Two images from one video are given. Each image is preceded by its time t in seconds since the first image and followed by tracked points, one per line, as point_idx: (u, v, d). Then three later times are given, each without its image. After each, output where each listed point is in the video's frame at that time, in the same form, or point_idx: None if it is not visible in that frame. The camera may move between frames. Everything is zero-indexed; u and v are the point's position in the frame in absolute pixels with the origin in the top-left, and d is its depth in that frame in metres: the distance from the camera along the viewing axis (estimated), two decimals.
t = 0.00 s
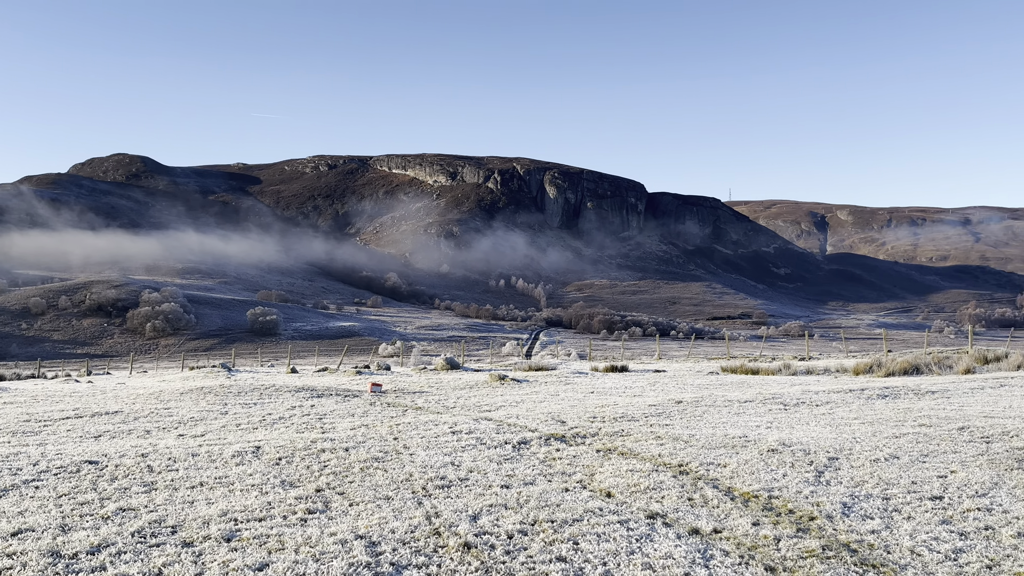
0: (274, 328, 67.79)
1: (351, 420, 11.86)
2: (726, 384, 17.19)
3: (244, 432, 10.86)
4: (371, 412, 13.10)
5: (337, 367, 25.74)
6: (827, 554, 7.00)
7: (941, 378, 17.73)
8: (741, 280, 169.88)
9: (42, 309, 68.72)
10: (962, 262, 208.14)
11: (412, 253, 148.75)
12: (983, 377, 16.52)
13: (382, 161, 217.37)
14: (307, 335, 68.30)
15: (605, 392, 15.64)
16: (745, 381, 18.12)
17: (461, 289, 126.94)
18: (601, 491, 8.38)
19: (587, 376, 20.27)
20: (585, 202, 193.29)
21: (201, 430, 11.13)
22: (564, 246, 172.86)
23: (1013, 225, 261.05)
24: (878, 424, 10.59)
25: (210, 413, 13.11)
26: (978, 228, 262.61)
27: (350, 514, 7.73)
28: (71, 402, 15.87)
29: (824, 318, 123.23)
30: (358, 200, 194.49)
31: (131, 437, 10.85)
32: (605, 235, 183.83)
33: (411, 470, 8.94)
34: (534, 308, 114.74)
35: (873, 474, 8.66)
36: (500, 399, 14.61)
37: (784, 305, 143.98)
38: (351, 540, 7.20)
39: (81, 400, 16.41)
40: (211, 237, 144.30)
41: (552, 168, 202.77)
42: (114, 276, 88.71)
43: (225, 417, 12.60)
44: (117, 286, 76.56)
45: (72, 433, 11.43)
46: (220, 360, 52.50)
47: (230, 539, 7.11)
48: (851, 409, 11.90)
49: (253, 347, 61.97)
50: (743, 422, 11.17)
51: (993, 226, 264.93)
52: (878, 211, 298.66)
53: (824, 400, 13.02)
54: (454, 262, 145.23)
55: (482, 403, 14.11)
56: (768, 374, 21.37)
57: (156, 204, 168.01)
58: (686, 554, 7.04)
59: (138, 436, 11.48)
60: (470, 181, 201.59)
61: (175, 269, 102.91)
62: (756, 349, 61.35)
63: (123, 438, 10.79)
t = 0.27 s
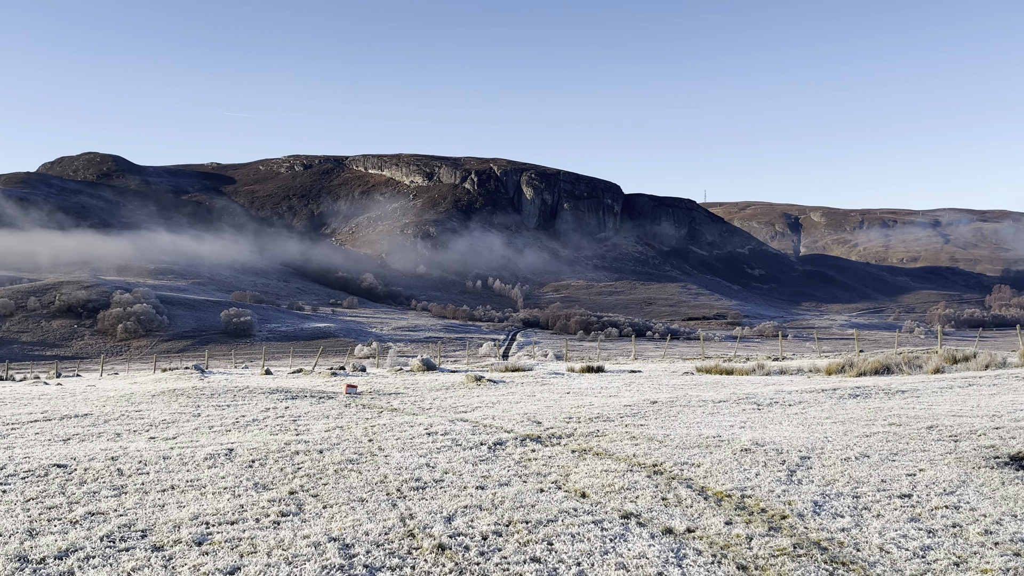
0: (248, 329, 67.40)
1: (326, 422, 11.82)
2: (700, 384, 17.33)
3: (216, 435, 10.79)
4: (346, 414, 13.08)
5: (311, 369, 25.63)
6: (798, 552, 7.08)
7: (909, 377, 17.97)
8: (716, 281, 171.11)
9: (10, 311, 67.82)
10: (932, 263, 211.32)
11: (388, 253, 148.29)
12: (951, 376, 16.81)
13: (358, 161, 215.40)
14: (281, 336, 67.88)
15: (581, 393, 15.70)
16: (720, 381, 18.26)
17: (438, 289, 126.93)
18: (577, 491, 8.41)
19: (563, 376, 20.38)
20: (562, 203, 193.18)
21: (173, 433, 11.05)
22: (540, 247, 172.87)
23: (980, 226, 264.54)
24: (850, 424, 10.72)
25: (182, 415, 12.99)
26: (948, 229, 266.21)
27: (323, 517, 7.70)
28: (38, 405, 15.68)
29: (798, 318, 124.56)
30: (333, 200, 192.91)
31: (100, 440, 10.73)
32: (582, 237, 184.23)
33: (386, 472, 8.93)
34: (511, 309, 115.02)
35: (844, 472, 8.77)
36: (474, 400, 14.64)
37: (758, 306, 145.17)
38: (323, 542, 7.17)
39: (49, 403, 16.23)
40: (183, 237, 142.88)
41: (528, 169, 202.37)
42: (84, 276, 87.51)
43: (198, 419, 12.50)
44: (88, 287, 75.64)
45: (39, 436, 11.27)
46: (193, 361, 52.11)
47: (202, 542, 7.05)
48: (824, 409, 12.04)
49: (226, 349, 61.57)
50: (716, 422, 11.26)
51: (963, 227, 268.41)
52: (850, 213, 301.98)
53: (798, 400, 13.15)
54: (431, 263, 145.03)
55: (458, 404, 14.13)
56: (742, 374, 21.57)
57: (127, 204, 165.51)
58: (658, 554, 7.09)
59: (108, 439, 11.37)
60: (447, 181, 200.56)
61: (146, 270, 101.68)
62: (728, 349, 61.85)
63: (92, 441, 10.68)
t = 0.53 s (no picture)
0: (221, 330, 66.85)
1: (299, 423, 11.75)
2: (674, 384, 17.44)
3: (188, 437, 10.70)
4: (320, 415, 13.03)
5: (285, 370, 25.55)
6: (770, 551, 7.16)
7: (877, 376, 18.22)
8: (691, 281, 172.01)
9: None
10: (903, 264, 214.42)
11: (364, 253, 147.59)
12: (917, 376, 17.08)
13: (333, 161, 212.28)
14: (254, 337, 67.41)
15: (556, 392, 15.79)
16: (693, 381, 18.38)
17: (413, 289, 126.73)
18: (550, 492, 8.45)
19: (539, 377, 20.47)
20: (538, 204, 192.95)
21: (143, 435, 10.93)
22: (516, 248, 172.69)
23: (948, 228, 268.27)
24: (821, 423, 10.88)
25: (153, 417, 12.85)
26: (917, 231, 269.86)
27: (296, 518, 7.68)
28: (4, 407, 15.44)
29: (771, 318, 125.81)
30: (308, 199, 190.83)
31: (69, 442, 10.59)
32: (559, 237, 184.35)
33: (360, 473, 8.90)
34: (488, 309, 115.11)
35: (814, 471, 8.88)
36: (449, 401, 14.65)
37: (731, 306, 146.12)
38: (296, 544, 7.13)
39: (15, 405, 16.01)
40: (155, 237, 141.05)
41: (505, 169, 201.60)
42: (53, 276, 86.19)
43: (169, 421, 12.38)
44: (57, 288, 74.59)
45: (5, 439, 11.09)
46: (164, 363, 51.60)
47: (171, 546, 6.99)
48: (795, 408, 12.22)
49: (198, 350, 60.97)
50: (689, 422, 11.34)
51: (931, 229, 272.04)
52: (822, 215, 305.28)
53: (770, 399, 13.30)
54: (406, 263, 144.57)
55: (433, 405, 14.14)
56: (716, 374, 21.74)
57: (98, 204, 162.49)
58: (631, 553, 7.13)
59: (76, 442, 11.21)
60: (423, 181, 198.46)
61: (115, 270, 100.25)
62: (702, 349, 62.30)
63: (60, 444, 10.53)
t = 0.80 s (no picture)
0: (193, 329, 66.00)
1: (272, 424, 11.66)
2: (647, 383, 17.46)
3: (157, 438, 10.60)
4: (292, 415, 12.97)
5: (256, 369, 25.45)
6: (739, 548, 7.23)
7: (844, 376, 18.47)
8: (665, 281, 172.85)
9: None
10: (873, 265, 217.69)
11: (338, 253, 146.67)
12: (884, 375, 17.37)
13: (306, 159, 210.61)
14: (226, 337, 66.80)
15: (530, 392, 15.86)
16: (666, 380, 18.49)
17: (388, 289, 126.27)
18: (523, 491, 8.47)
19: (513, 377, 20.45)
20: (513, 204, 192.70)
21: (111, 436, 10.81)
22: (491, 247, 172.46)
23: (917, 229, 272.48)
24: (792, 422, 11.02)
25: (121, 418, 12.72)
26: (886, 233, 273.61)
27: (265, 520, 7.64)
28: None
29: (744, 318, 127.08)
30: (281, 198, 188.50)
31: (35, 445, 10.44)
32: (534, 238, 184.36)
33: (331, 474, 8.87)
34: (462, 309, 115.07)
35: (784, 470, 8.97)
36: (423, 401, 14.62)
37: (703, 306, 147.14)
38: (265, 546, 7.08)
39: None
40: (124, 236, 138.97)
41: (480, 170, 201.12)
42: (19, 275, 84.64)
43: (138, 422, 12.27)
44: (24, 287, 73.38)
45: None
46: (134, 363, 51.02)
47: (138, 549, 6.91)
48: (766, 407, 12.36)
49: (168, 351, 60.28)
50: (661, 421, 11.41)
51: (900, 231, 275.72)
52: (794, 216, 308.98)
53: (743, 398, 13.42)
54: (380, 263, 143.94)
55: (407, 405, 14.10)
56: (688, 374, 21.88)
57: (66, 202, 159.24)
58: (600, 552, 7.17)
59: (43, 444, 11.05)
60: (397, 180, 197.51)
61: (82, 270, 98.63)
62: (674, 349, 62.81)
63: (26, 446, 10.38)
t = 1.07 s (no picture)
0: (162, 329, 65.65)
1: (241, 424, 11.58)
2: (619, 383, 17.58)
3: (125, 440, 10.46)
4: (264, 415, 12.88)
5: (226, 370, 25.42)
6: (710, 546, 7.31)
7: (814, 376, 18.71)
8: (638, 281, 173.63)
9: None
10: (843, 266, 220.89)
11: (310, 252, 145.69)
12: (852, 375, 17.57)
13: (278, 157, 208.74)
14: (196, 336, 66.29)
15: (503, 392, 15.90)
16: (637, 380, 18.58)
17: (360, 289, 125.90)
18: (495, 491, 8.48)
19: (487, 377, 20.49)
20: (487, 204, 192.11)
21: (76, 438, 10.66)
22: (465, 247, 171.80)
23: (884, 231, 276.82)
24: (762, 421, 11.15)
25: (86, 419, 12.55)
26: (855, 234, 277.46)
27: (234, 521, 7.58)
28: None
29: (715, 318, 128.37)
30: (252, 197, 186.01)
31: None
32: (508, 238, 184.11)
33: (302, 475, 8.81)
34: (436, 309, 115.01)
35: (754, 468, 9.09)
36: (396, 401, 14.62)
37: (675, 306, 147.76)
38: (234, 548, 7.02)
39: None
40: (92, 234, 136.78)
41: (454, 169, 200.35)
42: None
43: (103, 423, 12.09)
44: None
45: None
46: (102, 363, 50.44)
47: (103, 552, 6.81)
48: (737, 406, 12.49)
49: (137, 350, 59.56)
50: (634, 421, 11.51)
51: (869, 232, 279.67)
52: (765, 217, 312.42)
53: (713, 398, 13.55)
54: (353, 262, 143.34)
55: (379, 405, 14.09)
56: (660, 374, 22.17)
57: (31, 200, 156.15)
58: (573, 551, 7.21)
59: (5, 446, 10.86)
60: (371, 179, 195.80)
61: (46, 269, 96.89)
62: (647, 348, 63.01)
63: None
